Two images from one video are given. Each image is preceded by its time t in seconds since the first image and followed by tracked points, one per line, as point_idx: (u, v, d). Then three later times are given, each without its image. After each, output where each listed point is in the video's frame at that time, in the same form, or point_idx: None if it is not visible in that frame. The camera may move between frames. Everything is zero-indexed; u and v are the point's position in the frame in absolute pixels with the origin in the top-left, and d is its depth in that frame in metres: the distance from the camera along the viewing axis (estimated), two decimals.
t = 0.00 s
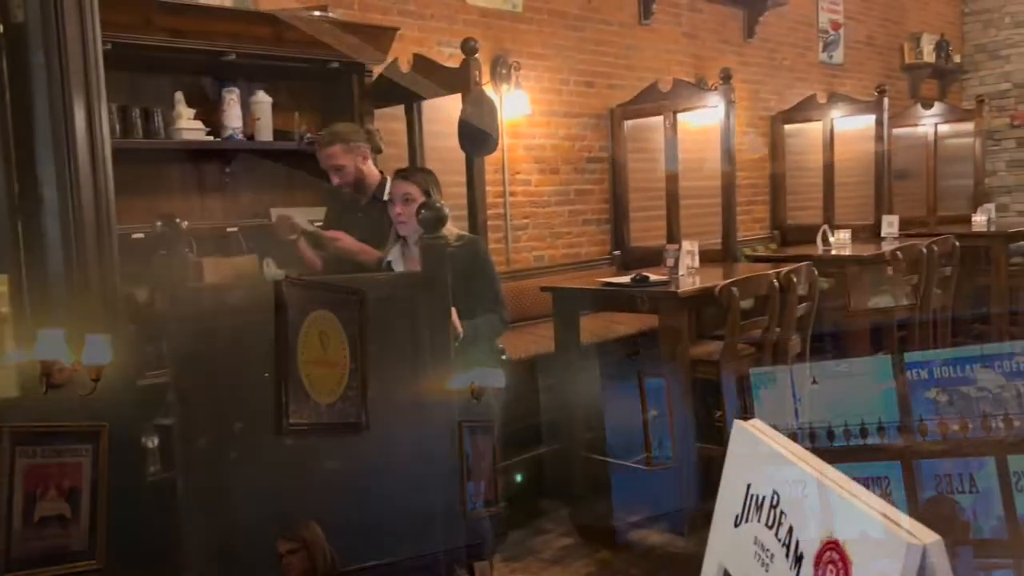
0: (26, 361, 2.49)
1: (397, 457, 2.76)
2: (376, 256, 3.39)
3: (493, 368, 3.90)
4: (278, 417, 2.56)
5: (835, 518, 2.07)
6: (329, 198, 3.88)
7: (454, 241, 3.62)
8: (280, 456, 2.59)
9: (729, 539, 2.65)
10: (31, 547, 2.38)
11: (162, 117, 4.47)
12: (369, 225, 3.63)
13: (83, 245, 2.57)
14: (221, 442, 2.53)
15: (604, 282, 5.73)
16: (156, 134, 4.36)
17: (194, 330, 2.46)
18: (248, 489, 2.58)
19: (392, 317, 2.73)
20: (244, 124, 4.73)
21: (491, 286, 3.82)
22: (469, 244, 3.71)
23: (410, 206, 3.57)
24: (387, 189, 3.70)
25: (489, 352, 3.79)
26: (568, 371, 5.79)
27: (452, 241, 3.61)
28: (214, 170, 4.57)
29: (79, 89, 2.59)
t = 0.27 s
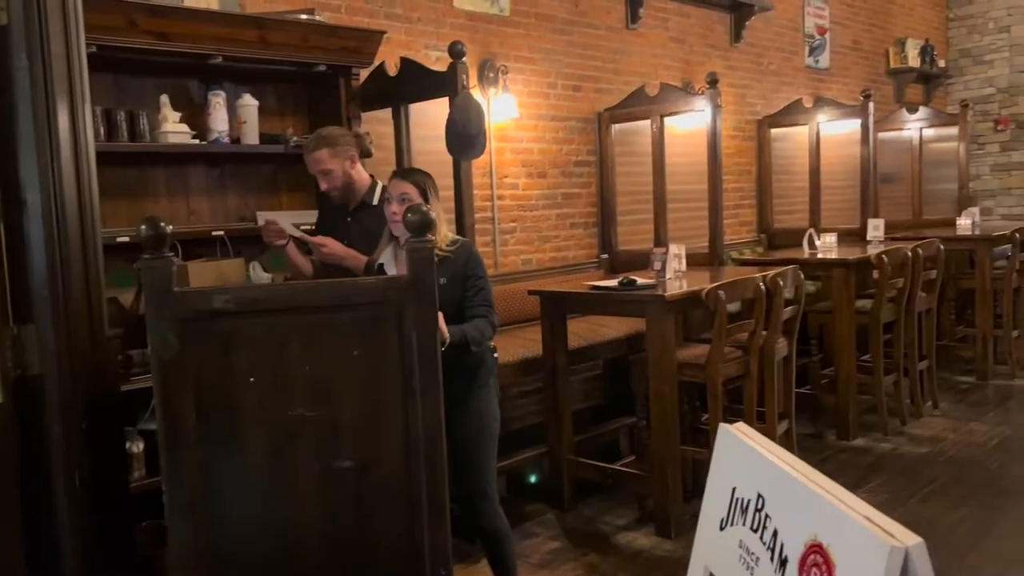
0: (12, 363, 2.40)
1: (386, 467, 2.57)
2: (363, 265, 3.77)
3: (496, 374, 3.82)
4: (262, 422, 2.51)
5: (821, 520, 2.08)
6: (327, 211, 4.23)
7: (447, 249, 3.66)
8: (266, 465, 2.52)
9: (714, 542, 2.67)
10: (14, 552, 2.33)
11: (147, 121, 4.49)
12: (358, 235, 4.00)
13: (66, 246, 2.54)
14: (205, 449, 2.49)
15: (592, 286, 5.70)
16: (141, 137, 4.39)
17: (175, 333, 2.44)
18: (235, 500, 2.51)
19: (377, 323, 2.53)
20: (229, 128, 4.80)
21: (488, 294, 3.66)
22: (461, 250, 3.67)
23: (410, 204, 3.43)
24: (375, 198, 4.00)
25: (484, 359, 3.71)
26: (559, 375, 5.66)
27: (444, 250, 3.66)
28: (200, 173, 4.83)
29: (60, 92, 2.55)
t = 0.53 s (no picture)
0: None
1: (372, 470, 2.57)
2: (353, 271, 3.75)
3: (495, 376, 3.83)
4: (247, 428, 2.47)
5: (803, 524, 2.09)
6: (314, 215, 4.19)
7: (456, 254, 3.66)
8: (252, 471, 2.48)
9: (699, 544, 2.67)
10: None
11: (131, 124, 4.47)
12: (347, 240, 3.99)
13: (48, 251, 2.52)
14: (189, 457, 2.43)
15: (578, 289, 5.72)
16: (125, 141, 4.36)
17: (158, 339, 2.36)
18: (220, 507, 2.46)
19: (362, 327, 2.53)
20: (214, 132, 4.79)
21: (494, 299, 3.68)
22: (471, 254, 3.67)
23: (422, 206, 3.61)
24: (364, 203, 3.98)
25: (489, 361, 3.69)
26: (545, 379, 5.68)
27: (453, 255, 3.66)
28: (184, 177, 4.82)
29: (44, 96, 2.54)
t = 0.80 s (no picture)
0: None
1: (354, 475, 2.56)
2: (335, 275, 3.68)
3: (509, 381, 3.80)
4: (228, 433, 2.44)
5: (782, 527, 2.10)
6: (293, 217, 4.19)
7: (475, 257, 3.64)
8: (233, 476, 2.45)
9: (679, 549, 2.68)
10: None
11: (111, 127, 4.43)
12: (328, 243, 3.96)
13: (25, 255, 2.49)
14: (168, 463, 2.39)
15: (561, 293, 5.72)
16: (105, 144, 4.33)
17: (136, 344, 2.34)
18: (201, 514, 2.43)
19: (343, 330, 2.52)
20: (195, 135, 4.76)
21: (507, 304, 3.61)
22: (491, 258, 3.63)
23: (443, 206, 3.66)
24: (346, 207, 3.97)
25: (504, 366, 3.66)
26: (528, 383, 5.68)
27: (473, 258, 3.64)
28: (165, 180, 4.79)
29: (21, 98, 2.51)
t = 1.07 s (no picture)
0: None
1: (337, 479, 2.55)
2: (313, 278, 3.67)
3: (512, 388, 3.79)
4: (210, 439, 2.43)
5: (761, 530, 2.11)
6: (269, 220, 4.17)
7: (483, 263, 3.65)
8: (215, 483, 2.44)
9: (661, 553, 2.68)
10: None
11: (91, 130, 4.40)
12: (305, 246, 3.93)
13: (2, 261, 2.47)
14: (150, 470, 2.38)
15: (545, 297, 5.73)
16: (85, 148, 4.30)
17: (117, 349, 2.32)
18: (183, 521, 2.42)
19: (325, 335, 2.51)
20: (177, 138, 4.74)
21: (510, 309, 3.61)
22: (497, 264, 3.64)
23: (454, 210, 3.70)
24: (324, 210, 3.96)
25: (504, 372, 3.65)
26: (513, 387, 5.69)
27: (480, 263, 3.65)
28: (146, 183, 4.75)
29: None
